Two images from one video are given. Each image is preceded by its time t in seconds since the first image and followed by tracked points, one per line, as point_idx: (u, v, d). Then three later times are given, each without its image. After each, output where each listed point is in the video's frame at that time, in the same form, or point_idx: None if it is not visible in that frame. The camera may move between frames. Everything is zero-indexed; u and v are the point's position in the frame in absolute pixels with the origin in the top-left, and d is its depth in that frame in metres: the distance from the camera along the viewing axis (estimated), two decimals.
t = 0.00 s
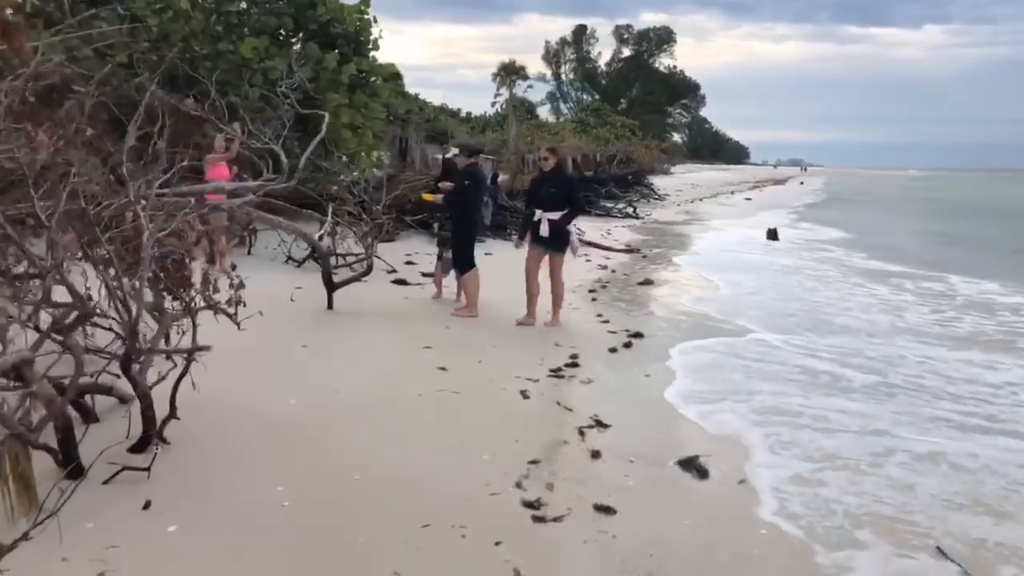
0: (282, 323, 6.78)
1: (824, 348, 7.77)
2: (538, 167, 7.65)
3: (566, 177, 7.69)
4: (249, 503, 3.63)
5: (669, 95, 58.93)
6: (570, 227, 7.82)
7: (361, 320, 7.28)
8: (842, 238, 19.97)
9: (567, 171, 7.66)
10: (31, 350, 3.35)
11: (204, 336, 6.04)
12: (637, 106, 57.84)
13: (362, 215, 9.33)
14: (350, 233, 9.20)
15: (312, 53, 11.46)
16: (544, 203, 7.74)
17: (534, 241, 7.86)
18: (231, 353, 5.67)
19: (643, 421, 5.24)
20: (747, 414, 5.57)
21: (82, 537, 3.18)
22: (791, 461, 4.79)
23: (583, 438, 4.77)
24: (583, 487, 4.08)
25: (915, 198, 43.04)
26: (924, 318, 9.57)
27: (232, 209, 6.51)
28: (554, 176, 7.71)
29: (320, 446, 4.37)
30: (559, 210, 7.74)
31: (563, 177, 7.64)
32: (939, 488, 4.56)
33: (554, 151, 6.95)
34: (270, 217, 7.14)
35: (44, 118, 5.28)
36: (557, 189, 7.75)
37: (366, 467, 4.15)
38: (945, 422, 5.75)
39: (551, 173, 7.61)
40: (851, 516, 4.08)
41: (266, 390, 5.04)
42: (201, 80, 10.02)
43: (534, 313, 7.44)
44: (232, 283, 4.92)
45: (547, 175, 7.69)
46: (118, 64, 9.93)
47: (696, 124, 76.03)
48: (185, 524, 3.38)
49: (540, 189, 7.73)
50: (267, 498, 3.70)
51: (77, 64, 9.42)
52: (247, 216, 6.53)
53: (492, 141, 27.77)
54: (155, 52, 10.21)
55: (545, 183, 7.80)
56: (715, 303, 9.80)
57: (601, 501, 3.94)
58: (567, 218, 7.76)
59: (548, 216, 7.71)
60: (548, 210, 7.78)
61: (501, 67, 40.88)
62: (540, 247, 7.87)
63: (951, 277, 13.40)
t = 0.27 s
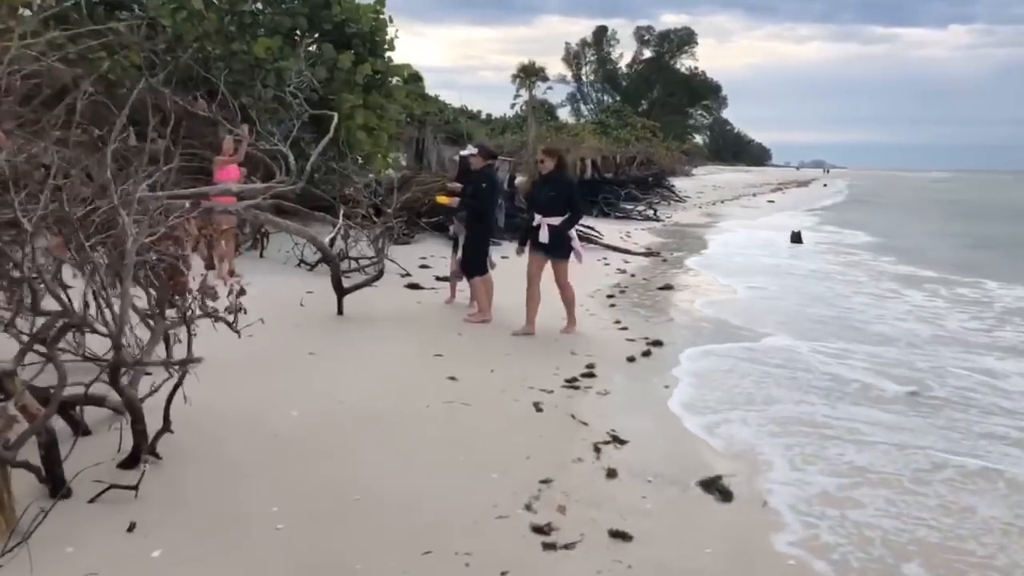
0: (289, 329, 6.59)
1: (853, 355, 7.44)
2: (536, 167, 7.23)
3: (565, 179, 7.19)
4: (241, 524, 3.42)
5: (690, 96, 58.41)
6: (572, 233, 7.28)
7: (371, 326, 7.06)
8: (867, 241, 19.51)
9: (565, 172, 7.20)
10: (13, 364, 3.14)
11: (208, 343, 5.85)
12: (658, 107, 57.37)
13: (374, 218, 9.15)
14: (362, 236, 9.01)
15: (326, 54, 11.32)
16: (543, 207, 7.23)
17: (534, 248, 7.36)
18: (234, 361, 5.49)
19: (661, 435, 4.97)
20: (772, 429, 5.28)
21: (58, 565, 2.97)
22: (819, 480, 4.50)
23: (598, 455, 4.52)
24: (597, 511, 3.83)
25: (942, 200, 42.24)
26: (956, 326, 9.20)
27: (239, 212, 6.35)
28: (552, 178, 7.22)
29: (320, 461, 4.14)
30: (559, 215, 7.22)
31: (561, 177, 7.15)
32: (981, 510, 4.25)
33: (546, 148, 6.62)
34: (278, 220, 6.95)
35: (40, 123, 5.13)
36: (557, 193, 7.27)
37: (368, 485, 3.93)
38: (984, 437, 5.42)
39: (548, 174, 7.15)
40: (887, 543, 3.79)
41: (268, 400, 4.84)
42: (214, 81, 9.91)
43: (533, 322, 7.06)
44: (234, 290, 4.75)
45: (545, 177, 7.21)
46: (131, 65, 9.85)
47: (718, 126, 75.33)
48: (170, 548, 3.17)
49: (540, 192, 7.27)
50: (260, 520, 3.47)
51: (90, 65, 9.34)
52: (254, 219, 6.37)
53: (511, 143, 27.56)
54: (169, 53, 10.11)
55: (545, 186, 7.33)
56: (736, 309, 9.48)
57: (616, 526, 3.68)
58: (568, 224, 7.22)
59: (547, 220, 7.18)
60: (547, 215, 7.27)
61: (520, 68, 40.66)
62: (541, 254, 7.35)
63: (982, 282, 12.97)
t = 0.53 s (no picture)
0: (294, 335, 6.35)
1: (881, 363, 7.11)
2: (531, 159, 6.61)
3: (562, 174, 6.61)
4: (230, 554, 3.17)
5: (707, 93, 57.83)
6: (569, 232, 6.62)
7: (379, 330, 6.81)
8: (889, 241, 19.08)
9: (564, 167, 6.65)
10: None
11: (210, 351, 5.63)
12: (674, 105, 56.84)
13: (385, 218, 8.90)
14: (372, 237, 8.77)
15: (337, 50, 11.08)
16: (537, 202, 6.59)
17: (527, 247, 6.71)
18: (235, 370, 5.26)
19: (683, 452, 4.68)
20: (801, 444, 4.98)
21: None
22: (853, 503, 4.21)
23: (616, 475, 4.24)
24: (615, 539, 3.55)
25: (964, 199, 41.53)
26: (988, 331, 8.82)
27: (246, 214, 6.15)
28: (549, 173, 6.63)
29: (318, 482, 3.88)
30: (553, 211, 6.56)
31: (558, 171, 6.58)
32: None
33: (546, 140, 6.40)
34: (282, 221, 6.71)
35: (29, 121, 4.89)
36: (554, 188, 6.60)
37: (368, 508, 3.67)
38: None
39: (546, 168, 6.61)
40: None
41: (267, 413, 4.60)
42: (223, 78, 9.71)
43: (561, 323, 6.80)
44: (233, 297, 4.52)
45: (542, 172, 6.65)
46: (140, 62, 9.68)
47: (734, 123, 74.66)
48: None
49: (534, 187, 6.63)
50: (250, 548, 3.22)
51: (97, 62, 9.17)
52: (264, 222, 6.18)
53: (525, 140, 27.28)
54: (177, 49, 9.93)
55: (540, 180, 6.68)
56: (758, 312, 9.15)
57: (636, 558, 3.40)
58: (562, 221, 6.53)
59: (541, 217, 6.55)
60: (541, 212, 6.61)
61: (535, 65, 40.35)
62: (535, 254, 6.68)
63: (1011, 284, 12.56)
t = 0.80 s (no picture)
0: (291, 340, 6.17)
1: (900, 370, 6.85)
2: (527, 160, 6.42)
3: (556, 178, 6.38)
4: None
5: (718, 95, 57.42)
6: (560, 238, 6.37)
7: (379, 336, 6.62)
8: (904, 244, 18.74)
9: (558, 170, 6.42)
10: None
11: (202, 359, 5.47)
12: (685, 107, 56.49)
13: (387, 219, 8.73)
14: (374, 239, 8.59)
15: (341, 49, 10.92)
16: (528, 206, 6.37)
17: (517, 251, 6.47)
18: (228, 378, 5.10)
19: (693, 466, 4.46)
20: (818, 457, 4.75)
21: None
22: (873, 521, 3.98)
23: (622, 492, 4.03)
24: (619, 563, 3.35)
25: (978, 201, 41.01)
26: (1010, 337, 8.54)
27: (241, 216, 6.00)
28: (544, 176, 6.40)
29: (308, 499, 3.71)
30: (545, 216, 6.33)
31: (551, 174, 6.34)
32: None
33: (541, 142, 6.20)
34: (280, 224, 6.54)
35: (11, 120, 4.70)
36: (547, 191, 6.36)
37: (359, 527, 3.49)
38: None
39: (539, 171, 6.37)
40: None
41: (259, 426, 4.43)
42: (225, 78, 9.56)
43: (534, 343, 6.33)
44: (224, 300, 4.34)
45: (536, 176, 6.42)
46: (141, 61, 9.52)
47: (745, 125, 74.21)
48: None
49: (527, 190, 6.42)
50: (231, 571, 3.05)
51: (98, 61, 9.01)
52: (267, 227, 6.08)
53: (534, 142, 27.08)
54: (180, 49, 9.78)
55: (534, 183, 6.45)
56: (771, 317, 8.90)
57: None
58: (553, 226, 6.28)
59: (532, 221, 6.30)
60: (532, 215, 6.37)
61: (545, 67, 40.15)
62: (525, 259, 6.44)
63: None
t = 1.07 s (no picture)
0: (283, 347, 5.93)
1: (920, 378, 6.54)
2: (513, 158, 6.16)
3: (542, 176, 6.11)
4: None
5: (730, 93, 56.89)
6: (546, 240, 6.06)
7: (375, 342, 6.38)
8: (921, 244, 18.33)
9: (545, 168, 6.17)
10: None
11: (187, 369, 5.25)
12: (697, 105, 55.99)
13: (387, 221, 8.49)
14: (374, 242, 8.35)
15: (343, 47, 10.71)
16: (513, 206, 6.10)
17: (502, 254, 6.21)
18: (213, 390, 4.88)
19: (700, 486, 4.19)
20: (834, 473, 4.46)
21: None
22: (893, 546, 3.70)
23: (623, 515, 3.77)
24: None
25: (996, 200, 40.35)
26: None
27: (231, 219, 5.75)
28: (530, 174, 6.12)
29: (286, 523, 3.49)
30: (532, 217, 6.05)
31: (536, 172, 6.08)
32: None
33: (527, 137, 6.00)
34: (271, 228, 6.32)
35: None
36: (533, 191, 6.09)
37: (337, 556, 3.27)
38: None
39: (524, 169, 6.12)
40: None
41: (243, 442, 4.23)
42: (223, 77, 9.36)
43: (531, 352, 6.08)
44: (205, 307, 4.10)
45: (521, 174, 6.16)
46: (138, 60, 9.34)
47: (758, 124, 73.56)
48: None
49: (513, 189, 6.15)
50: None
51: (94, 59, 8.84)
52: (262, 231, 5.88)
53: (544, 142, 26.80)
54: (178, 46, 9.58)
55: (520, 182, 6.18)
56: (785, 321, 8.59)
57: None
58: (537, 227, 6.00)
59: (516, 221, 6.04)
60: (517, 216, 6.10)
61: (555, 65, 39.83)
62: (509, 262, 6.16)
63: None
